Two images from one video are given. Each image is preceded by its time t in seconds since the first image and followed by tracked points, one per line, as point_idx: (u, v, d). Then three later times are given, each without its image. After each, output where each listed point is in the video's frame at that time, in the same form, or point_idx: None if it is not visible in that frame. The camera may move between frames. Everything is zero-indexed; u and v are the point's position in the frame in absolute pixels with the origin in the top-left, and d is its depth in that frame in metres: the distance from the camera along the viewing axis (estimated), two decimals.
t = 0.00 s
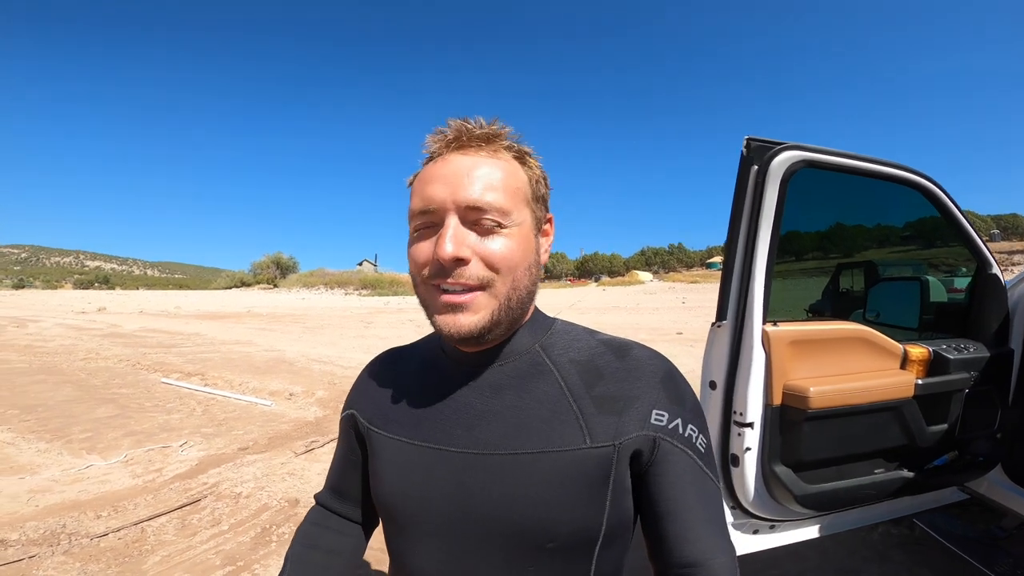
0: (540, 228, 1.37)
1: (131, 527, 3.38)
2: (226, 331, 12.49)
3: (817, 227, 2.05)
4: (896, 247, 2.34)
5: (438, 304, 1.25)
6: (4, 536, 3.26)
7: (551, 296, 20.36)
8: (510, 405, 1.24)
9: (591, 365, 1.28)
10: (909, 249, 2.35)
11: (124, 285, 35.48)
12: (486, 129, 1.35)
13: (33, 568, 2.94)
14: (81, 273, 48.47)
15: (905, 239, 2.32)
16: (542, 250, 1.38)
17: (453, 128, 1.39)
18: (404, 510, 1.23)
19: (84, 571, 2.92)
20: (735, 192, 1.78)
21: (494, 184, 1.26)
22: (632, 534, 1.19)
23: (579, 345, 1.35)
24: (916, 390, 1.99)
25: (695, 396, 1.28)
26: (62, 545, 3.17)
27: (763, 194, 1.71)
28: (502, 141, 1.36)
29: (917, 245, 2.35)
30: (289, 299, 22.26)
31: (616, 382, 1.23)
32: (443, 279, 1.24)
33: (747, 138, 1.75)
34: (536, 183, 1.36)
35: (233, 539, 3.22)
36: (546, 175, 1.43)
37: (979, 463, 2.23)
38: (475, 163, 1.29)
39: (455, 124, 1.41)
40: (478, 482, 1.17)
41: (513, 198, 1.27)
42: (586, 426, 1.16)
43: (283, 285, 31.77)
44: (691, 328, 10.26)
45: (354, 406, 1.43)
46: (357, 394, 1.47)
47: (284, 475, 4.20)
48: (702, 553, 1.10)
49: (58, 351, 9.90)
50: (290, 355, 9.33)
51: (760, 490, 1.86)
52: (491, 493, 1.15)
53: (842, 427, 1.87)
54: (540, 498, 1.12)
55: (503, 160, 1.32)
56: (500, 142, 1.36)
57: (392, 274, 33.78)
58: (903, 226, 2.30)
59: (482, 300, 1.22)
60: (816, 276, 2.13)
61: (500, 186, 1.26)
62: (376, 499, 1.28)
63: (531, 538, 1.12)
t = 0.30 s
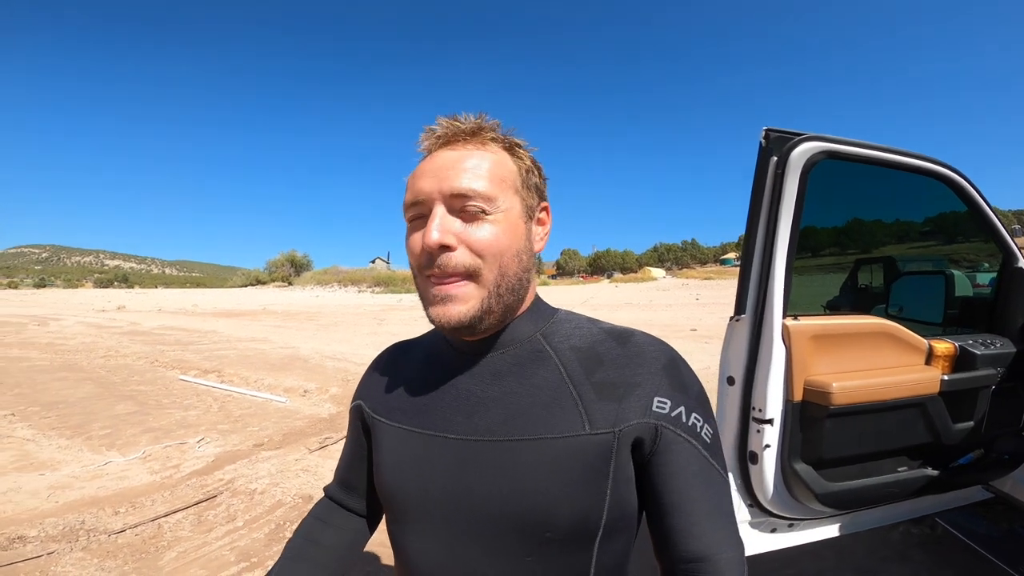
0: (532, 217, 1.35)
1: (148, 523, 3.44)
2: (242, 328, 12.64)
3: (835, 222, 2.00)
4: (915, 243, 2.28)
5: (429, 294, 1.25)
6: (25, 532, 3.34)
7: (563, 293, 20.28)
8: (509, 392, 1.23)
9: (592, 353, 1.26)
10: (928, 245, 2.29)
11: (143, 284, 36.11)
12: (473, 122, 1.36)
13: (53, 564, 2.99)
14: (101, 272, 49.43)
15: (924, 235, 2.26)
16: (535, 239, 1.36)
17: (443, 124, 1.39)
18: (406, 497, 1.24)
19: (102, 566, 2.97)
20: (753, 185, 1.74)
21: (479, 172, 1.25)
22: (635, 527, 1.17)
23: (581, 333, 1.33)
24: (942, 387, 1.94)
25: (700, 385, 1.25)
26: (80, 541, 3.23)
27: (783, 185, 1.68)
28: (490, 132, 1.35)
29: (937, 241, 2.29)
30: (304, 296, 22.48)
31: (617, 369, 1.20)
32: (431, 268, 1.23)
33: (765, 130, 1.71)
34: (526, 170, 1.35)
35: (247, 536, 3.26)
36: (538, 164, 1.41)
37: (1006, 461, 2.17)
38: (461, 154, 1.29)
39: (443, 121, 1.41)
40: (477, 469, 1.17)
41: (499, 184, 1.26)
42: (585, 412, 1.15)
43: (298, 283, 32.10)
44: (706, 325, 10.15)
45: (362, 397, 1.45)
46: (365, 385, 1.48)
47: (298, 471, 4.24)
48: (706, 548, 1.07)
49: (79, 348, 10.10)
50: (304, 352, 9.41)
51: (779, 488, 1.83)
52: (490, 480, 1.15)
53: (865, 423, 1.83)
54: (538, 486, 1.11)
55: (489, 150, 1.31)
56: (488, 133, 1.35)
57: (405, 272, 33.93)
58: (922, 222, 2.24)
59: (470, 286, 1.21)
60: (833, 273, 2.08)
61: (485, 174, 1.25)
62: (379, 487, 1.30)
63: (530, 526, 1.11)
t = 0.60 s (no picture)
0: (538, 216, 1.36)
1: (160, 521, 3.48)
2: (253, 326, 12.76)
3: (849, 220, 1.98)
4: (931, 242, 2.24)
5: (442, 288, 1.25)
6: (40, 529, 3.40)
7: (572, 291, 20.26)
8: (510, 386, 1.24)
9: (591, 347, 1.26)
10: (943, 244, 2.25)
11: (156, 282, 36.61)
12: (481, 125, 1.37)
13: (67, 561, 3.04)
14: (115, 271, 50.15)
15: (938, 234, 2.23)
16: (541, 237, 1.37)
17: (451, 127, 1.39)
18: (407, 485, 1.25)
19: (115, 563, 3.01)
20: (769, 182, 1.73)
21: (490, 170, 1.27)
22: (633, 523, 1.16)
23: (583, 328, 1.33)
24: (960, 386, 1.91)
25: (701, 382, 1.23)
26: (94, 538, 3.28)
27: (799, 184, 1.66)
28: (497, 134, 1.37)
29: (953, 239, 2.26)
30: (314, 295, 22.62)
31: (615, 363, 1.20)
32: (444, 263, 1.23)
33: (781, 127, 1.70)
34: (533, 171, 1.36)
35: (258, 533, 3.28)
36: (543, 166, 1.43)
37: None
38: (471, 154, 1.30)
39: (452, 124, 1.40)
40: (476, 459, 1.18)
41: (509, 183, 1.27)
42: (582, 405, 1.15)
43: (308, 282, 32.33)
44: (716, 324, 10.09)
45: (373, 387, 1.47)
46: (378, 376, 1.51)
47: (309, 469, 4.27)
48: (703, 548, 1.06)
49: (94, 347, 10.25)
50: (314, 351, 9.48)
51: (794, 487, 1.81)
52: (489, 469, 1.16)
53: (881, 424, 1.81)
54: (534, 477, 1.12)
55: (497, 151, 1.33)
56: (495, 136, 1.37)
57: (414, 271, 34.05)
58: (937, 220, 2.20)
59: (483, 280, 1.21)
60: (846, 272, 2.04)
61: (495, 172, 1.26)
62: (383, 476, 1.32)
63: (526, 517, 1.12)
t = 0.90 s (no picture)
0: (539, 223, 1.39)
1: (164, 519, 3.50)
2: (256, 326, 12.79)
3: (852, 223, 1.98)
4: (935, 244, 2.25)
5: (456, 290, 1.25)
6: (44, 527, 3.42)
7: (574, 292, 20.25)
8: (509, 385, 1.26)
9: (589, 348, 1.27)
10: (946, 247, 2.26)
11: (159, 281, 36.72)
12: (486, 133, 1.39)
13: (71, 559, 3.06)
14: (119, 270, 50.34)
15: (941, 236, 2.23)
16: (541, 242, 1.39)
17: (455, 135, 1.40)
18: (408, 479, 1.28)
19: (118, 562, 3.02)
20: (773, 186, 1.74)
21: (500, 177, 1.29)
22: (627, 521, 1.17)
23: (580, 330, 1.34)
24: (963, 389, 1.92)
25: (693, 382, 1.25)
26: (97, 537, 3.30)
27: (803, 187, 1.67)
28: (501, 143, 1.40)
29: (956, 241, 2.26)
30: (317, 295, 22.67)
31: (611, 363, 1.22)
32: (459, 266, 1.23)
33: (786, 130, 1.71)
34: (533, 178, 1.39)
35: (261, 532, 3.29)
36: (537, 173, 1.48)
37: None
38: (479, 161, 1.31)
39: (456, 132, 1.42)
40: (476, 455, 1.20)
41: (516, 189, 1.29)
42: (579, 403, 1.17)
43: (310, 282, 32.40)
44: (719, 326, 10.08)
45: (380, 385, 1.49)
46: (383, 375, 1.53)
47: (312, 469, 4.29)
48: (693, 543, 1.07)
49: (97, 345, 10.30)
50: (317, 351, 9.50)
51: (796, 489, 1.82)
52: (488, 465, 1.18)
53: (883, 426, 1.82)
54: (532, 473, 1.14)
55: (503, 158, 1.35)
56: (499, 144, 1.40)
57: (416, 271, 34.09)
58: (941, 223, 2.21)
59: (496, 283, 1.23)
60: (849, 274, 2.05)
61: (506, 178, 1.29)
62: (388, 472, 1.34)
63: (523, 512, 1.14)
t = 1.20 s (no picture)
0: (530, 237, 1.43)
1: (162, 518, 3.52)
2: (254, 326, 12.79)
3: (849, 230, 2.04)
4: (929, 251, 2.31)
5: (450, 297, 1.29)
6: (42, 525, 3.43)
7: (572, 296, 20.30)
8: (501, 384, 1.30)
9: (575, 349, 1.32)
10: (943, 254, 2.33)
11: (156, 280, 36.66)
12: (485, 150, 1.44)
13: (69, 557, 3.07)
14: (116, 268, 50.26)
15: (939, 243, 2.30)
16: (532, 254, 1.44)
17: (455, 150, 1.44)
18: (407, 478, 1.32)
19: (117, 559, 3.04)
20: (769, 195, 1.78)
21: (497, 193, 1.33)
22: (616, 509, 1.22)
23: (567, 332, 1.38)
24: (950, 394, 1.97)
25: (671, 378, 1.30)
26: (96, 535, 3.32)
27: (797, 198, 1.72)
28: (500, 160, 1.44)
29: (953, 249, 2.33)
30: (315, 295, 22.68)
31: (596, 362, 1.26)
32: (454, 275, 1.27)
33: (781, 141, 1.75)
34: (527, 196, 1.44)
35: (259, 531, 3.31)
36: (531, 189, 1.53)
37: (1012, 468, 2.21)
38: (478, 176, 1.35)
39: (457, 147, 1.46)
40: (471, 452, 1.24)
41: (511, 206, 1.34)
42: (567, 400, 1.22)
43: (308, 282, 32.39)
44: (715, 331, 10.13)
45: (377, 391, 1.52)
46: (379, 380, 1.56)
47: (310, 469, 4.31)
48: (677, 527, 1.12)
49: (95, 343, 10.29)
50: (314, 351, 9.52)
51: (787, 490, 1.86)
52: (483, 462, 1.22)
53: (872, 430, 1.86)
54: (525, 467, 1.18)
55: (500, 175, 1.39)
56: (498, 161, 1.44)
57: (415, 273, 34.10)
58: (937, 230, 2.27)
59: (490, 292, 1.27)
60: (847, 280, 2.12)
61: (502, 195, 1.33)
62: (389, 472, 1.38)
63: (518, 505, 1.18)
